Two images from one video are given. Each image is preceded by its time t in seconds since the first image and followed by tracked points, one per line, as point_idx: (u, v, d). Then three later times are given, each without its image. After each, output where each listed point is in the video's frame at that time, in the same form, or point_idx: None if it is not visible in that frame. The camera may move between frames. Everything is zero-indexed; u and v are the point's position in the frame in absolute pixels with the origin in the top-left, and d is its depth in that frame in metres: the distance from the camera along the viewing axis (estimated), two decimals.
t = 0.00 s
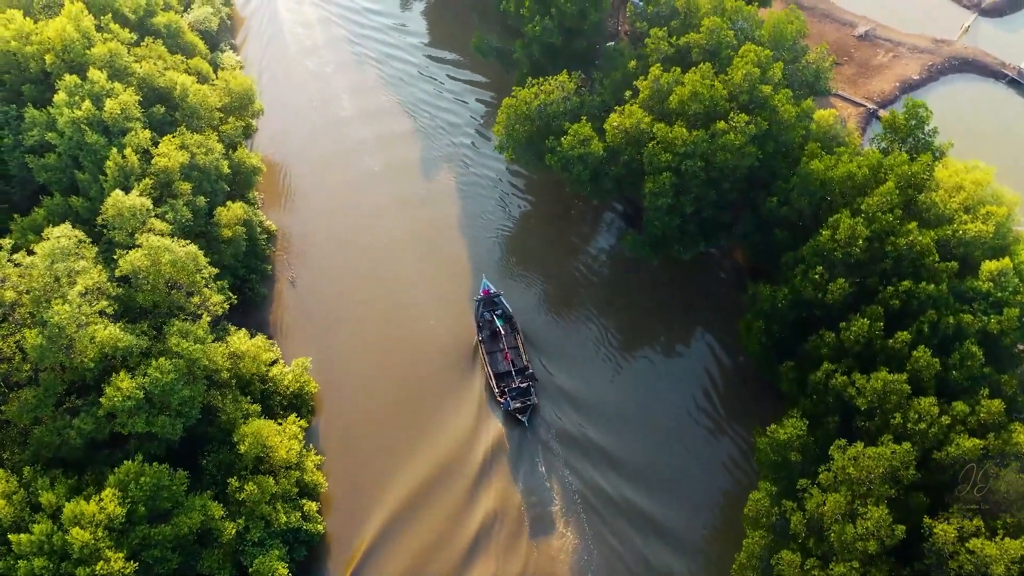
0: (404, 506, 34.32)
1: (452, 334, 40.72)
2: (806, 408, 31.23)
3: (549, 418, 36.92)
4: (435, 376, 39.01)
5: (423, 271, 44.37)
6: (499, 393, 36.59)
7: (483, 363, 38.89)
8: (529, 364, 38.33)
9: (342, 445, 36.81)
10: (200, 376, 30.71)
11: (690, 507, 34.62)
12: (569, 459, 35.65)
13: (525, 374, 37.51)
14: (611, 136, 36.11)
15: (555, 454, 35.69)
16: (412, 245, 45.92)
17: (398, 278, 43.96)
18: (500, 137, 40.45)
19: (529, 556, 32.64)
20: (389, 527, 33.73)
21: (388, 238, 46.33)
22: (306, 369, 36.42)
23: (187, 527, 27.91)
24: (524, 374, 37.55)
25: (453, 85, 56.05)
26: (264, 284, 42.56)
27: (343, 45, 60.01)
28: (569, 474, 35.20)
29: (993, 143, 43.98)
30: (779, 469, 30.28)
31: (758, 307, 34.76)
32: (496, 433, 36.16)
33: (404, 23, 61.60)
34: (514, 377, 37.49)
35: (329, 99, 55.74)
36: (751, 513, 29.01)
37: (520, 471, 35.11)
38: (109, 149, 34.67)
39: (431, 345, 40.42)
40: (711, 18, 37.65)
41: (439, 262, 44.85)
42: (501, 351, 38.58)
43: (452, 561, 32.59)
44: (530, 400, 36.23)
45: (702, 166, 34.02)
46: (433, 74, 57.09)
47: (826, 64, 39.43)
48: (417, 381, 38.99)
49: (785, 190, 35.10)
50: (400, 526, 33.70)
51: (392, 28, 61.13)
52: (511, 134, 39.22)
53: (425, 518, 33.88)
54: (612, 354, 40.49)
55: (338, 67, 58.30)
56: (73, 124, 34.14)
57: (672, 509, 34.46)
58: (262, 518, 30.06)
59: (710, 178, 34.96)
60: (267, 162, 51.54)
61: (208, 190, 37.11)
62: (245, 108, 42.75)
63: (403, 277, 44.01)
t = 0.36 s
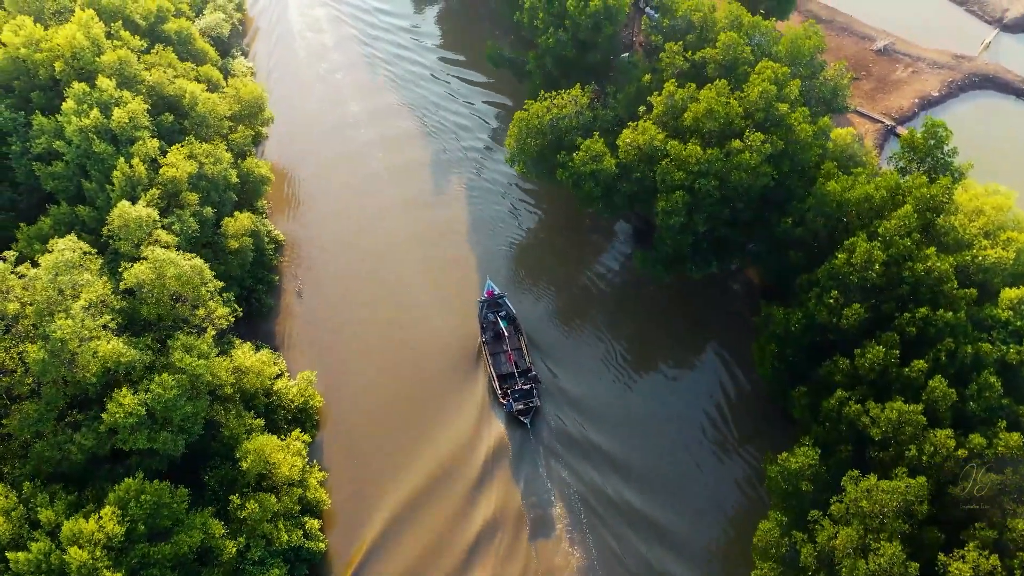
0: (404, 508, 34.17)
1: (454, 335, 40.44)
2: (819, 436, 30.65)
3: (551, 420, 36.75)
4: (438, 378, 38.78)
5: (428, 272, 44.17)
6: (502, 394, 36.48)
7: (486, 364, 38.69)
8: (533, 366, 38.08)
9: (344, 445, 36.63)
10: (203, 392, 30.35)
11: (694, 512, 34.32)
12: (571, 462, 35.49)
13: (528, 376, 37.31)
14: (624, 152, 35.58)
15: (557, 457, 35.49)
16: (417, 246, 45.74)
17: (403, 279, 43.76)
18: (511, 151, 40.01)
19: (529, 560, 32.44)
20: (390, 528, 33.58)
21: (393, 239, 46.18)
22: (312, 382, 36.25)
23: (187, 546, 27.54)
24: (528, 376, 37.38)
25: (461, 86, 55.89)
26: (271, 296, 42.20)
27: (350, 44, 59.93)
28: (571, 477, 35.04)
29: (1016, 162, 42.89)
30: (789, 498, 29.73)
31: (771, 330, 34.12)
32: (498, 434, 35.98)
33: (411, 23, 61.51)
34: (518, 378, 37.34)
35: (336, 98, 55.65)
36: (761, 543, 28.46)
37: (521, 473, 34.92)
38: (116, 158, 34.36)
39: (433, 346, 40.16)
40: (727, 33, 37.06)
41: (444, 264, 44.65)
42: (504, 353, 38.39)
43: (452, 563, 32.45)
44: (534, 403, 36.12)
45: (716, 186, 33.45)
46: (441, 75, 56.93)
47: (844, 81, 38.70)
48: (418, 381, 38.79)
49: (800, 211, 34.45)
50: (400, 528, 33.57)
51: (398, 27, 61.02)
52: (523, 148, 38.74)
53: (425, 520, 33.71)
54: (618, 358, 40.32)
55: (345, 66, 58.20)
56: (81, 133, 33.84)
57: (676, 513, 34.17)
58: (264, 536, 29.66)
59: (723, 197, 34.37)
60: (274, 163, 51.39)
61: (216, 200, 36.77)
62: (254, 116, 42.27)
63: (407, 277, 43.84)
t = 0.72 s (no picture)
0: (405, 509, 34.20)
1: (458, 339, 40.51)
2: (831, 465, 30.04)
3: (553, 421, 36.79)
4: (440, 380, 38.89)
5: (433, 274, 44.19)
6: (506, 396, 36.44)
7: (489, 366, 38.84)
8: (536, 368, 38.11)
9: (345, 447, 36.69)
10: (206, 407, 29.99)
11: (694, 516, 34.21)
12: (573, 464, 35.41)
13: (532, 378, 37.32)
14: (638, 170, 35.00)
15: (558, 459, 35.47)
16: (424, 248, 45.82)
17: (408, 281, 43.80)
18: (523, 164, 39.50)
19: (528, 561, 32.35)
20: (391, 529, 33.59)
21: (399, 240, 46.32)
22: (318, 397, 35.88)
23: (187, 564, 27.12)
24: (532, 378, 37.37)
25: (470, 88, 55.94)
26: (278, 307, 41.85)
27: (361, 45, 60.27)
28: (572, 479, 34.92)
29: None
30: (800, 529, 29.13)
31: (784, 354, 33.47)
32: (500, 435, 36.06)
33: (421, 24, 61.70)
34: (522, 380, 37.34)
35: (345, 99, 55.96)
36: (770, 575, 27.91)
37: (523, 473, 34.93)
38: (125, 166, 34.06)
39: (437, 349, 40.25)
40: (746, 50, 36.43)
41: (449, 266, 44.65)
42: (509, 354, 38.37)
43: (453, 563, 32.43)
44: (537, 404, 36.06)
45: (731, 206, 32.84)
46: (450, 76, 57.01)
47: (864, 99, 37.96)
48: (418, 383, 38.94)
49: (817, 233, 33.79)
50: (402, 529, 33.58)
51: (408, 28, 61.27)
52: (535, 163, 38.22)
53: (425, 521, 33.68)
54: (623, 360, 40.20)
55: (355, 67, 58.54)
56: (90, 141, 33.57)
57: (677, 518, 34.05)
58: (265, 554, 29.17)
59: (738, 217, 33.76)
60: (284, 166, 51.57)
61: (225, 209, 36.44)
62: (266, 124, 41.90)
63: (411, 279, 43.98)
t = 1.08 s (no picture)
0: (406, 509, 34.12)
1: (461, 340, 40.41)
2: (842, 493, 29.48)
3: (556, 424, 36.84)
4: (443, 381, 38.84)
5: (437, 275, 44.08)
6: (508, 397, 36.36)
7: (492, 368, 38.87)
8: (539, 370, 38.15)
9: (345, 448, 36.56)
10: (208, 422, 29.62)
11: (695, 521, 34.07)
12: (574, 467, 35.41)
13: (534, 379, 37.30)
14: (649, 186, 34.46)
15: (559, 462, 35.43)
16: (428, 248, 45.72)
17: (411, 282, 43.70)
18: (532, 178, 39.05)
19: (528, 562, 32.21)
20: (391, 531, 33.44)
21: (404, 239, 46.24)
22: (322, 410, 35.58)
23: None
24: (534, 379, 37.39)
25: (476, 89, 55.85)
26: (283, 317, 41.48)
27: (368, 45, 60.29)
28: (573, 481, 34.90)
29: None
30: (809, 558, 28.58)
31: (795, 377, 32.87)
32: (503, 437, 36.11)
33: (428, 24, 61.74)
34: (524, 381, 37.35)
35: (352, 98, 55.91)
36: None
37: (524, 476, 34.92)
38: (131, 175, 33.73)
39: (439, 350, 40.18)
40: (761, 65, 35.88)
41: (453, 268, 44.50)
42: (511, 355, 38.36)
43: (454, 564, 32.29)
44: (539, 406, 36.09)
45: (743, 225, 32.27)
46: (457, 76, 56.94)
47: (880, 116, 37.28)
48: (420, 383, 38.86)
49: (830, 253, 33.20)
50: (403, 528, 33.50)
51: (415, 29, 61.30)
52: (544, 177, 37.77)
53: (426, 523, 33.56)
54: (628, 364, 40.09)
55: (362, 66, 58.58)
56: (96, 149, 33.27)
57: (678, 522, 33.93)
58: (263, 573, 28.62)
59: (751, 236, 33.19)
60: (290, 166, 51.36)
61: (230, 219, 36.09)
62: (274, 132, 41.52)
63: (415, 279, 43.90)
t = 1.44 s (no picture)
0: (406, 510, 34.03)
1: (462, 340, 40.32)
2: (852, 522, 28.91)
3: (557, 426, 36.64)
4: (444, 382, 38.70)
5: (438, 275, 43.95)
6: (508, 399, 36.11)
7: (494, 369, 38.70)
8: (540, 372, 38.02)
9: (345, 447, 36.46)
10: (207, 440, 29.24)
11: (695, 525, 33.94)
12: (574, 469, 35.20)
13: (535, 381, 37.12)
14: (659, 204, 33.91)
15: (559, 464, 35.21)
16: (430, 248, 45.55)
17: (413, 282, 43.57)
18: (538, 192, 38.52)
19: (527, 565, 32.13)
20: (391, 532, 33.34)
21: (408, 239, 46.08)
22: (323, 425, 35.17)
23: None
24: (535, 382, 37.20)
25: (478, 90, 55.73)
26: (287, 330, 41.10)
27: (372, 45, 60.22)
28: (573, 483, 34.69)
29: None
30: None
31: (804, 402, 32.26)
32: (503, 440, 35.76)
33: (432, 25, 61.68)
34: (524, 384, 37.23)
35: (356, 97, 55.76)
36: None
37: (524, 477, 34.68)
38: (134, 188, 33.35)
39: (440, 351, 40.07)
40: (773, 81, 35.24)
41: (455, 270, 44.29)
42: (512, 358, 38.26)
43: (453, 565, 32.17)
44: (540, 408, 35.88)
45: (754, 246, 31.69)
46: (459, 77, 56.81)
47: (895, 134, 36.56)
48: (420, 384, 38.69)
49: (842, 276, 32.57)
50: (403, 529, 33.39)
51: (420, 29, 61.24)
52: (552, 192, 37.27)
53: (426, 525, 33.45)
54: (630, 368, 39.84)
55: (365, 65, 58.53)
56: (99, 161, 32.89)
57: (678, 526, 33.82)
58: None
59: (761, 256, 32.59)
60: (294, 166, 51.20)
61: (233, 232, 35.68)
62: (279, 141, 41.00)
63: (418, 279, 43.72)
